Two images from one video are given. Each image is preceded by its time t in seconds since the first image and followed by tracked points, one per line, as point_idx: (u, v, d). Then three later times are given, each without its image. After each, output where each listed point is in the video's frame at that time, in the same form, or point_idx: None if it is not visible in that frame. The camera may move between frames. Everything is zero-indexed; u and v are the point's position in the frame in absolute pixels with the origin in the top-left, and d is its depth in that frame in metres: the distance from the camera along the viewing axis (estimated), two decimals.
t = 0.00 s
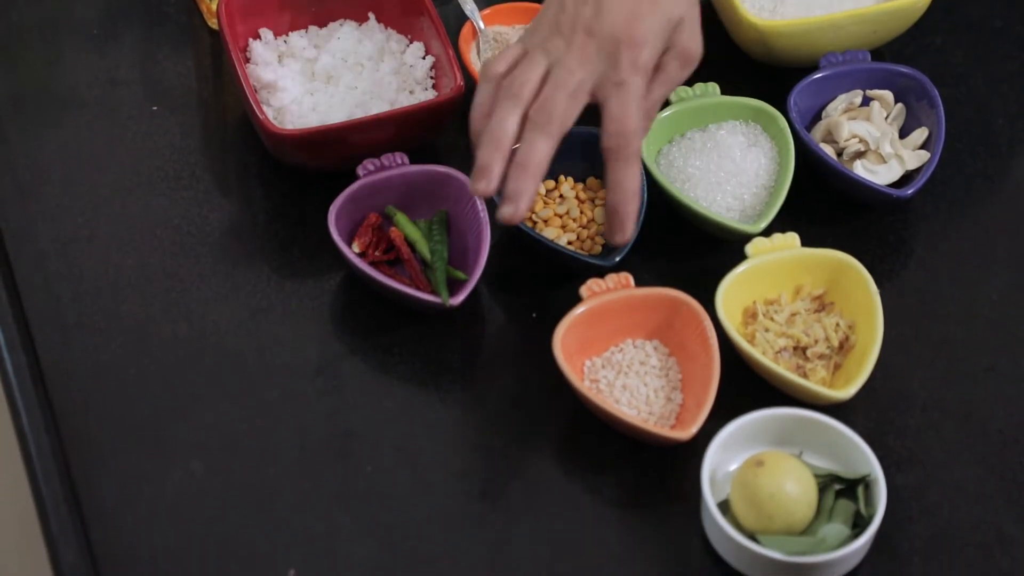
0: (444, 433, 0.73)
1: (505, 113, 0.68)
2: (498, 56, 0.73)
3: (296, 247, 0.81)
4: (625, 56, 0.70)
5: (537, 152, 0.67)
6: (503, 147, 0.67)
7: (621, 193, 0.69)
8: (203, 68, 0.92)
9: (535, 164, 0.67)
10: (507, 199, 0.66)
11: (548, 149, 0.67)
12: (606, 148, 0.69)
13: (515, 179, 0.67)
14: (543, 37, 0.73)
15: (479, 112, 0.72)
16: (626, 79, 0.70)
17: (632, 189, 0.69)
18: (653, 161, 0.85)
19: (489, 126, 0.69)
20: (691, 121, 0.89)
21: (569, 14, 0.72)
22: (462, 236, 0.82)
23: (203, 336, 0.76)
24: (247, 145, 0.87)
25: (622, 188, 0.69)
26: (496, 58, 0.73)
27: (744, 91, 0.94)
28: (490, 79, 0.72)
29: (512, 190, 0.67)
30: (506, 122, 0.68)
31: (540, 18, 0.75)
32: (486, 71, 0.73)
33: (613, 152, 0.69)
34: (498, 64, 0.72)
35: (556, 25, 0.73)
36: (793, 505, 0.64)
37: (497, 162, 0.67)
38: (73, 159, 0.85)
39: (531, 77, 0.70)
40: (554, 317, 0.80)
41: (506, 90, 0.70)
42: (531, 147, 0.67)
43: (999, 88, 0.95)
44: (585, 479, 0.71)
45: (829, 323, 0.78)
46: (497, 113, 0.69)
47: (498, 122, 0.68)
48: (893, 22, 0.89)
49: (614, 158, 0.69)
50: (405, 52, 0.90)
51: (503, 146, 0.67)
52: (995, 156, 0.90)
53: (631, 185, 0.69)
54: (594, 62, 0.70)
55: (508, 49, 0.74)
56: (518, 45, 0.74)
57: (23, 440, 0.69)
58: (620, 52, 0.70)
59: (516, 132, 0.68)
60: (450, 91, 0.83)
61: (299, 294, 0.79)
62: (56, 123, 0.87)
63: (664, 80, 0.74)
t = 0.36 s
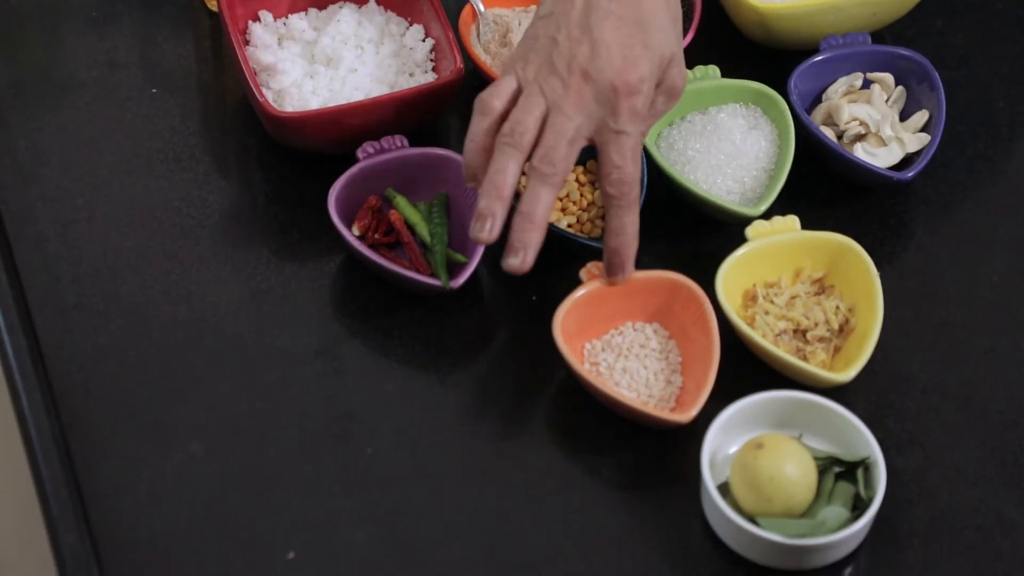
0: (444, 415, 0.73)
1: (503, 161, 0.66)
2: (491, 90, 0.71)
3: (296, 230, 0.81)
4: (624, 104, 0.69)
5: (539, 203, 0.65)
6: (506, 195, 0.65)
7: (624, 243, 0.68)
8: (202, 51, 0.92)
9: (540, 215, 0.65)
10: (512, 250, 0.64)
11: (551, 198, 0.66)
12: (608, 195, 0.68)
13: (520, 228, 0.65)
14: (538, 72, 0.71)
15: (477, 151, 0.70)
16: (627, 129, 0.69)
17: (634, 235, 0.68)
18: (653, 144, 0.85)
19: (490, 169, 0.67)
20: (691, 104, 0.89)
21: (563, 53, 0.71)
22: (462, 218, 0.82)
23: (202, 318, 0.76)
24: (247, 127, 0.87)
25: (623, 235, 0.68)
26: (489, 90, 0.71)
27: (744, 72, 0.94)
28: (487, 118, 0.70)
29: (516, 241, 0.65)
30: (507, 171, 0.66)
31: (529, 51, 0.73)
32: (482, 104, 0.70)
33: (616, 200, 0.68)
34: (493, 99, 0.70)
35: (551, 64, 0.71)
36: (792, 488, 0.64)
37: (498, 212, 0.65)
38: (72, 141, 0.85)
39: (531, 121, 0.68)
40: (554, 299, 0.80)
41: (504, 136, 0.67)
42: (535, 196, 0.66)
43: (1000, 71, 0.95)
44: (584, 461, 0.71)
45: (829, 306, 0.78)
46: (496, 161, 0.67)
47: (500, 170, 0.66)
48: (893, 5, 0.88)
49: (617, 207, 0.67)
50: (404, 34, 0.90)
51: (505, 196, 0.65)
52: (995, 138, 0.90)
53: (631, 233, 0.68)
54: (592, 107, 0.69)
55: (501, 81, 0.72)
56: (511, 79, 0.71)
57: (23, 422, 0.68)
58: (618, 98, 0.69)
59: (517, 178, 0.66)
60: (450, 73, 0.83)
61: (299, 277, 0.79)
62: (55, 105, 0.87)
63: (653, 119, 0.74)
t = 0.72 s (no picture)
0: (444, 401, 0.73)
1: (566, 57, 0.69)
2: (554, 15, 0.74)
3: (296, 217, 0.82)
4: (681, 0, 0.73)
5: (606, 87, 0.67)
6: (572, 86, 0.67)
7: (700, 121, 0.66)
8: (202, 37, 0.92)
9: (610, 97, 0.66)
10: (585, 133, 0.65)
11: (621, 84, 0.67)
12: (679, 82, 0.68)
13: (591, 115, 0.66)
14: None
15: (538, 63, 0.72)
16: (686, 21, 0.71)
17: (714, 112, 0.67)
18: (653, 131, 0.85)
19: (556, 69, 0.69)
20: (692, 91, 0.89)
21: None
22: (462, 205, 0.82)
23: (203, 305, 0.76)
24: (247, 114, 0.87)
25: (702, 117, 0.66)
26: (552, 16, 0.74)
27: (744, 58, 0.94)
28: (548, 31, 0.72)
29: (588, 125, 0.65)
30: (574, 65, 0.68)
31: None
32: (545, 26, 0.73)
33: (685, 83, 0.68)
34: (552, 20, 0.73)
35: None
36: (792, 473, 0.64)
37: (568, 107, 0.67)
38: (72, 128, 0.85)
39: (591, 22, 0.71)
40: (554, 286, 0.80)
41: (565, 39, 0.70)
42: (603, 81, 0.67)
43: (1000, 57, 0.95)
44: (584, 447, 0.71)
45: (829, 293, 0.78)
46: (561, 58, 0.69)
47: (566, 68, 0.68)
48: None
49: (689, 90, 0.67)
50: (405, 21, 0.90)
51: (573, 90, 0.67)
52: (995, 125, 0.90)
53: (709, 115, 0.66)
54: (651, 8, 0.72)
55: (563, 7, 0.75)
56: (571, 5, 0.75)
57: (23, 408, 0.70)
58: None
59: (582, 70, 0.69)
60: (450, 60, 0.83)
61: (300, 264, 0.79)
62: (55, 92, 0.87)
63: (720, 29, 0.76)
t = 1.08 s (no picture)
0: (443, 389, 0.73)
1: (695, 122, 0.64)
2: (661, 72, 0.69)
3: (296, 205, 0.82)
4: (804, 52, 0.66)
5: (742, 154, 0.63)
6: (704, 153, 0.63)
7: (829, 188, 0.63)
8: (203, 24, 0.92)
9: (746, 167, 0.62)
10: (726, 206, 0.62)
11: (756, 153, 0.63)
12: (804, 147, 0.64)
13: (727, 189, 0.62)
14: (705, 44, 0.68)
15: (659, 124, 0.67)
16: (810, 78, 0.65)
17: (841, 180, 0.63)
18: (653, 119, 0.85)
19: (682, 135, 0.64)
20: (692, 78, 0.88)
21: (726, 14, 0.68)
22: (462, 194, 0.82)
23: (204, 293, 0.77)
24: (247, 102, 0.88)
25: (828, 182, 0.63)
26: (658, 74, 0.69)
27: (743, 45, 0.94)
28: (665, 93, 0.67)
29: (728, 197, 0.62)
30: (699, 131, 0.64)
31: (689, 26, 0.70)
32: (657, 86, 0.68)
33: (814, 148, 0.63)
34: (667, 77, 0.68)
35: (719, 34, 0.67)
36: (792, 461, 0.64)
37: (701, 172, 0.62)
38: (72, 116, 0.85)
39: (713, 83, 0.65)
40: (554, 274, 0.80)
41: (691, 101, 0.65)
42: (735, 150, 0.63)
43: (1000, 45, 0.95)
44: (584, 435, 0.72)
45: (829, 281, 0.78)
46: (688, 124, 0.64)
47: (693, 134, 0.63)
48: None
49: (814, 155, 0.63)
50: (405, 8, 0.90)
51: (706, 155, 0.62)
52: (995, 113, 0.90)
53: (835, 180, 0.63)
54: (773, 63, 0.66)
55: (668, 63, 0.69)
56: (679, 60, 0.69)
57: (22, 394, 0.69)
58: (796, 48, 0.66)
59: (711, 136, 0.64)
60: (450, 48, 0.83)
61: (300, 253, 0.79)
62: (56, 80, 0.87)
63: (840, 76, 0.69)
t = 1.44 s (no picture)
0: (443, 383, 0.74)
1: (731, 231, 0.61)
2: (699, 165, 0.65)
3: (296, 201, 0.82)
4: (845, 165, 0.63)
5: (777, 271, 0.60)
6: (740, 265, 0.59)
7: (853, 303, 0.61)
8: (203, 20, 0.93)
9: (779, 284, 0.60)
10: (758, 320, 0.59)
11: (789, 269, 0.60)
12: (834, 261, 0.61)
13: (761, 302, 0.59)
14: (748, 142, 0.65)
15: (694, 225, 0.63)
16: (849, 192, 0.62)
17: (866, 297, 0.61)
18: (653, 113, 0.85)
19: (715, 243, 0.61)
20: (692, 72, 0.89)
21: (770, 119, 0.65)
22: (462, 188, 0.82)
23: (204, 287, 0.77)
24: (248, 97, 0.88)
25: (852, 298, 0.61)
26: (695, 166, 0.66)
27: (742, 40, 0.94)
28: (703, 191, 0.64)
29: (761, 313, 0.59)
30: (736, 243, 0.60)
31: (731, 120, 0.67)
32: (693, 181, 0.65)
33: (844, 264, 0.61)
34: (704, 173, 0.64)
35: (760, 133, 0.65)
36: (793, 456, 0.64)
37: (734, 285, 0.59)
38: (73, 111, 0.85)
39: (754, 190, 0.63)
40: (553, 268, 0.80)
41: (732, 208, 0.62)
42: (772, 267, 0.60)
43: (1000, 38, 0.95)
44: (583, 430, 0.72)
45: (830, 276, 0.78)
46: (723, 232, 0.61)
47: (729, 244, 0.60)
48: None
49: (843, 269, 0.61)
50: (405, 3, 0.90)
51: (740, 268, 0.59)
52: (995, 106, 0.90)
53: (859, 294, 0.60)
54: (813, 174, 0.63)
55: (706, 153, 0.66)
56: (719, 152, 0.66)
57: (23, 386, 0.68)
58: (839, 161, 0.63)
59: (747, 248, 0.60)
60: (450, 43, 0.83)
61: (301, 248, 0.80)
62: (56, 75, 0.87)
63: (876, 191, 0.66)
